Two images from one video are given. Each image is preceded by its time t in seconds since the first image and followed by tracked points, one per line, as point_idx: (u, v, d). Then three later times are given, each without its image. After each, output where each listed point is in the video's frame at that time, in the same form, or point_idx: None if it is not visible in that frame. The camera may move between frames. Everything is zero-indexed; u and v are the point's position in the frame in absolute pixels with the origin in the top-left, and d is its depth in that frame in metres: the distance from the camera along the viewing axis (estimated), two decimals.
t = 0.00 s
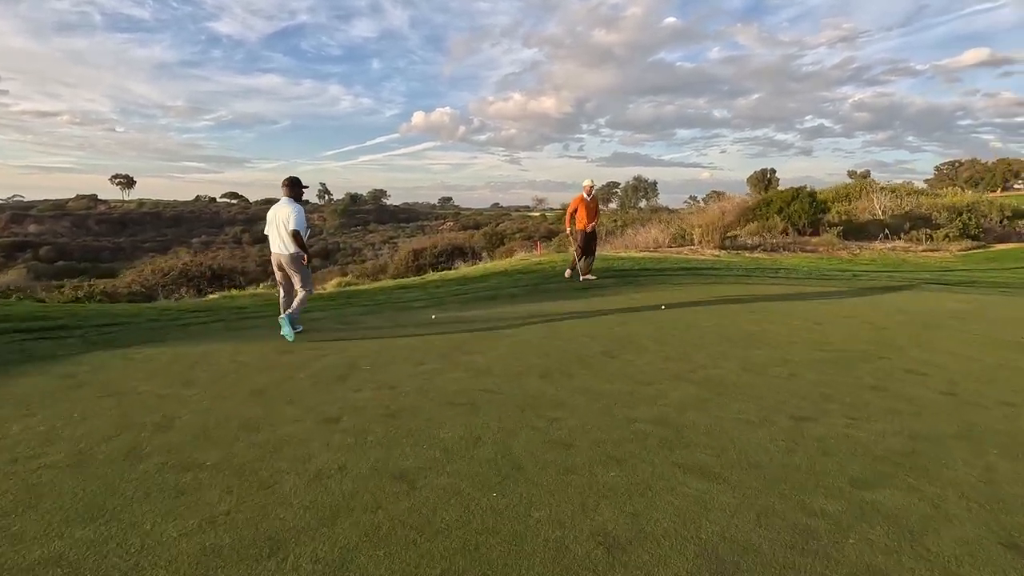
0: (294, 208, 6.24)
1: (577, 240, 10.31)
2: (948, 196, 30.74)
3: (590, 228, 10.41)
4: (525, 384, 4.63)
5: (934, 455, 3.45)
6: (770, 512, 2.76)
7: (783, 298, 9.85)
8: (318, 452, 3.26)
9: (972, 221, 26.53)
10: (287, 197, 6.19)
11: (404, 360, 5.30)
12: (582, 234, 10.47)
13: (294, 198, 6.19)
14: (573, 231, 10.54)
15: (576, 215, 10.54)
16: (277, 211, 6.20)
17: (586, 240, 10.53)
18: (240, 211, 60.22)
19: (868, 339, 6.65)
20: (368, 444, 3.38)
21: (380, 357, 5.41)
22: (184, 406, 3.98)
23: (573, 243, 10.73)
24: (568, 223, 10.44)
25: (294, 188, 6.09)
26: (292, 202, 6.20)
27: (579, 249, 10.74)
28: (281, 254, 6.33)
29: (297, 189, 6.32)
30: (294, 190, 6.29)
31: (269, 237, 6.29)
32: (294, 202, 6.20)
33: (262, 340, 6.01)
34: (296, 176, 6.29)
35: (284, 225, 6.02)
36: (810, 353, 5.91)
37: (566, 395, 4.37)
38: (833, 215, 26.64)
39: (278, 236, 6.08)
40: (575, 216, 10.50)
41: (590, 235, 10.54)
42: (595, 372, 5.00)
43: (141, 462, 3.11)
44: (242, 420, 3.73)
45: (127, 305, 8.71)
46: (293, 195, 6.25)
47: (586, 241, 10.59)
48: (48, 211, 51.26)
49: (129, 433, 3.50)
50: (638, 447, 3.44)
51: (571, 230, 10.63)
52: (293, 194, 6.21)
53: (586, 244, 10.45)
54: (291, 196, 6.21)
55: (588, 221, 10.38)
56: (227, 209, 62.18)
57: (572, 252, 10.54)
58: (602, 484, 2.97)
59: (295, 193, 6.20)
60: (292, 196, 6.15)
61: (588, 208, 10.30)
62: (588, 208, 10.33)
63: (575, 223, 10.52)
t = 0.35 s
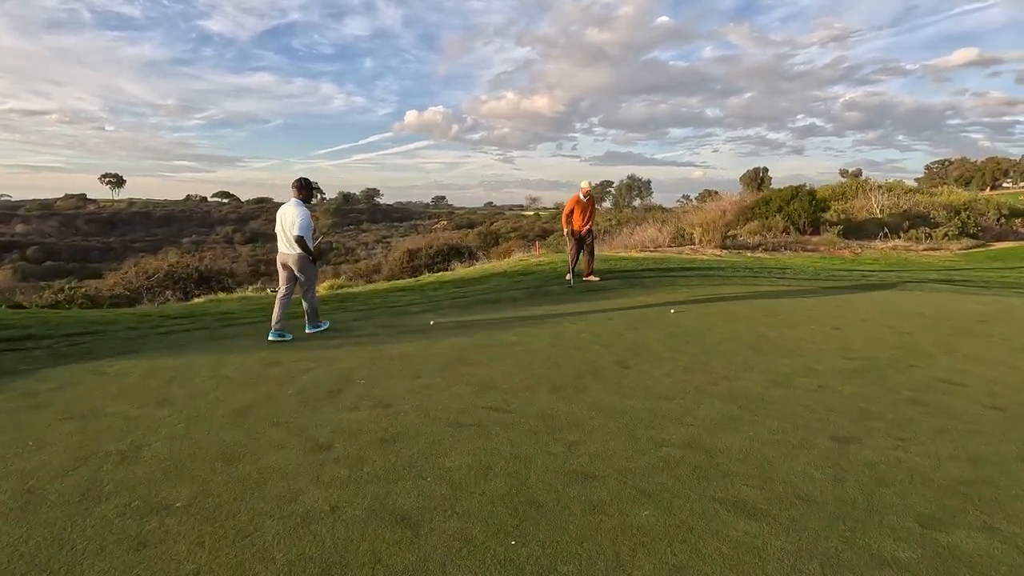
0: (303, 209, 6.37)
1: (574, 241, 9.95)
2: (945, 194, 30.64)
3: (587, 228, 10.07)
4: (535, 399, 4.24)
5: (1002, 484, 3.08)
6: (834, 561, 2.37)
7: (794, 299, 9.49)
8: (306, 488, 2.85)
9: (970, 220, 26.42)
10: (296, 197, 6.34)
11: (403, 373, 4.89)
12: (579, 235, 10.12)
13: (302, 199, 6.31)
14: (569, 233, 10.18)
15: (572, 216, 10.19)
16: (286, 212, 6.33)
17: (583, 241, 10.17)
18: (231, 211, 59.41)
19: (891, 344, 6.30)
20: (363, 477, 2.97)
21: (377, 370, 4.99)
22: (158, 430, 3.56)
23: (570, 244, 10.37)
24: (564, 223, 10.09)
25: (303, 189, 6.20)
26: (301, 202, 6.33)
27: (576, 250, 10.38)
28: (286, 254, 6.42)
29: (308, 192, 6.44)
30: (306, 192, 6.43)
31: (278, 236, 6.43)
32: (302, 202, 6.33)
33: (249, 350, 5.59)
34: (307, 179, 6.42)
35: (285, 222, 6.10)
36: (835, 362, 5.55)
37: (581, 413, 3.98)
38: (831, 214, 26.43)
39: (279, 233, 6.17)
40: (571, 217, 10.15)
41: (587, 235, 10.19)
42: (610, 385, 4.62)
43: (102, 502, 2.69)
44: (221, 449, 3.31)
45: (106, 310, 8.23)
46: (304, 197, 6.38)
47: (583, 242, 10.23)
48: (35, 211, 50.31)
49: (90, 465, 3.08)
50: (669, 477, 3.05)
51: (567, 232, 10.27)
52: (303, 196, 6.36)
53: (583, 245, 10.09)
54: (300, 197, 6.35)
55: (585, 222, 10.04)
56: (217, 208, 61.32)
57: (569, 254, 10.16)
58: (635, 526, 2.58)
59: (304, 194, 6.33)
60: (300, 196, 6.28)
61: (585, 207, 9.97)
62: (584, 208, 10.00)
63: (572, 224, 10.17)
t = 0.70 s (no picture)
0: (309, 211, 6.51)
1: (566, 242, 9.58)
2: (938, 190, 30.58)
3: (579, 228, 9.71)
4: (537, 416, 3.87)
5: None
6: None
7: (798, 297, 9.19)
8: (276, 531, 2.46)
9: (964, 216, 26.34)
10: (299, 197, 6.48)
11: (391, 387, 4.50)
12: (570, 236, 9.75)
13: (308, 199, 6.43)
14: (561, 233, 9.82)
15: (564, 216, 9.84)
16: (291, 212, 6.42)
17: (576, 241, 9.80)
18: (219, 212, 58.53)
19: (908, 348, 5.98)
20: (344, 516, 2.58)
21: (362, 383, 4.59)
22: (111, 458, 3.16)
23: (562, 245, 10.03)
24: (556, 224, 9.74)
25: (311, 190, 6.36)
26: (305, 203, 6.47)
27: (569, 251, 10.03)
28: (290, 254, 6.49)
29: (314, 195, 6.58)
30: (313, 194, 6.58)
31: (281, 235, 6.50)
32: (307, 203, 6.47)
33: (224, 361, 5.18)
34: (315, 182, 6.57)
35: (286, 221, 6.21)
36: (853, 369, 5.22)
37: (589, 431, 3.62)
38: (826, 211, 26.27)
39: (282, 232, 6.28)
40: (563, 217, 9.80)
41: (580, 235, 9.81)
42: (617, 398, 4.26)
43: (30, 555, 2.30)
44: (182, 481, 2.92)
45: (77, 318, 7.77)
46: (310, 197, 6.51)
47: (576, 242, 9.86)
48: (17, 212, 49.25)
49: (27, 504, 2.68)
50: (692, 510, 2.69)
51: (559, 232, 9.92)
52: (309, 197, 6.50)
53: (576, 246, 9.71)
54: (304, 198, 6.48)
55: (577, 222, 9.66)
56: (205, 208, 60.45)
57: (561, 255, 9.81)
58: None
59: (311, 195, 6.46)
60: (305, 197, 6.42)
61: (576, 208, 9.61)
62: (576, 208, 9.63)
63: (563, 225, 9.81)
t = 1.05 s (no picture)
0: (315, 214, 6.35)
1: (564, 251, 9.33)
2: (935, 188, 30.48)
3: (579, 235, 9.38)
4: (544, 438, 3.56)
5: None
6: None
7: (805, 298, 8.92)
8: None
9: (962, 214, 26.21)
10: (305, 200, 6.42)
11: (385, 403, 4.19)
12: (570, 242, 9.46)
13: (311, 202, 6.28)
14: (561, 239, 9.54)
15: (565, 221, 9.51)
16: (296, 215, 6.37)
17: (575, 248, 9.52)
18: (212, 212, 57.82)
19: (929, 354, 5.70)
20: (331, 567, 2.26)
21: (354, 399, 4.27)
22: (72, 492, 2.84)
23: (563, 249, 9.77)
24: (556, 229, 9.45)
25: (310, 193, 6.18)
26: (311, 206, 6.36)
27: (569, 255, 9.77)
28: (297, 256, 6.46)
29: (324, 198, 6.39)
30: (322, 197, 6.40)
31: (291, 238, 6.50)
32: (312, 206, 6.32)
33: (206, 375, 4.85)
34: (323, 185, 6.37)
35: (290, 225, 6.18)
36: (875, 378, 4.94)
37: (601, 454, 3.32)
38: (825, 210, 26.07)
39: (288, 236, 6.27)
40: (564, 221, 9.47)
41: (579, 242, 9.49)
42: (629, 414, 3.97)
43: None
44: (150, 521, 2.60)
45: (56, 326, 7.42)
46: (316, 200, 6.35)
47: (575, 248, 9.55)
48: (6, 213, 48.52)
49: None
50: (726, 552, 2.39)
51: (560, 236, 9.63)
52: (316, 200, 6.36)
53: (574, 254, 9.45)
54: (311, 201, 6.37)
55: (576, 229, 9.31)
56: (197, 209, 59.76)
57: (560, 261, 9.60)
58: None
59: (315, 198, 6.29)
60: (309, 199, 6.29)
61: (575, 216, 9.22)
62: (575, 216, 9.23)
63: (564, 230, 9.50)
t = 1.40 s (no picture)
0: (327, 211, 6.09)
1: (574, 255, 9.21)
2: (935, 185, 30.34)
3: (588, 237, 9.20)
4: (571, 454, 3.26)
5: None
6: None
7: (822, 297, 8.62)
8: None
9: (964, 211, 26.04)
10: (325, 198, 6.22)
11: (394, 416, 3.86)
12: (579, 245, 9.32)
13: (324, 199, 6.06)
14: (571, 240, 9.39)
15: (575, 221, 9.31)
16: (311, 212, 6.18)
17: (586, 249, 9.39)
18: (206, 212, 57.28)
19: (962, 358, 5.41)
20: None
21: (360, 411, 3.94)
22: (45, 526, 2.51)
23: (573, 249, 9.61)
24: (565, 231, 9.28)
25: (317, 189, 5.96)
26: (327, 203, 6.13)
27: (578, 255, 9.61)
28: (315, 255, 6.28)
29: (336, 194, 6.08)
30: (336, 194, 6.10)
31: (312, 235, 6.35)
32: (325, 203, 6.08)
33: (199, 385, 4.51)
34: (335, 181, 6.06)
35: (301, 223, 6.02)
36: (913, 384, 4.64)
37: (635, 473, 3.02)
38: (826, 207, 25.85)
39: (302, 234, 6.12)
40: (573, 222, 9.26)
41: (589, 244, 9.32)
42: (659, 427, 3.66)
43: None
44: (131, 561, 2.27)
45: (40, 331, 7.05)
46: (329, 196, 6.08)
47: (585, 249, 9.40)
48: None
49: None
50: None
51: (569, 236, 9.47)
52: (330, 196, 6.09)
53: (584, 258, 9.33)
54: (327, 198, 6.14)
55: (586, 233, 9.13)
56: (191, 209, 59.18)
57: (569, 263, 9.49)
58: None
59: (326, 194, 6.04)
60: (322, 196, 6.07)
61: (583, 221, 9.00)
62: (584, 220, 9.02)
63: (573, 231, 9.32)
